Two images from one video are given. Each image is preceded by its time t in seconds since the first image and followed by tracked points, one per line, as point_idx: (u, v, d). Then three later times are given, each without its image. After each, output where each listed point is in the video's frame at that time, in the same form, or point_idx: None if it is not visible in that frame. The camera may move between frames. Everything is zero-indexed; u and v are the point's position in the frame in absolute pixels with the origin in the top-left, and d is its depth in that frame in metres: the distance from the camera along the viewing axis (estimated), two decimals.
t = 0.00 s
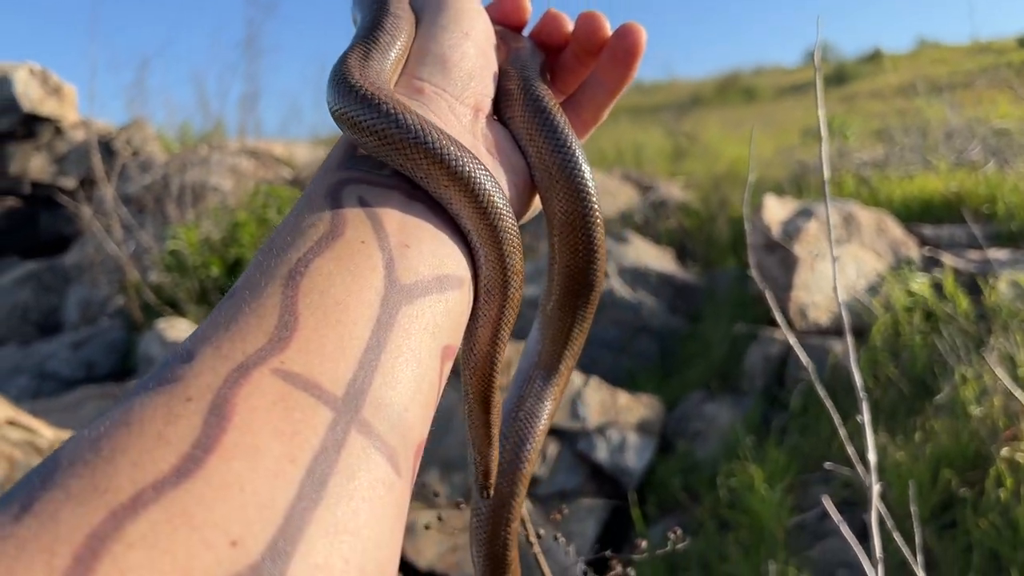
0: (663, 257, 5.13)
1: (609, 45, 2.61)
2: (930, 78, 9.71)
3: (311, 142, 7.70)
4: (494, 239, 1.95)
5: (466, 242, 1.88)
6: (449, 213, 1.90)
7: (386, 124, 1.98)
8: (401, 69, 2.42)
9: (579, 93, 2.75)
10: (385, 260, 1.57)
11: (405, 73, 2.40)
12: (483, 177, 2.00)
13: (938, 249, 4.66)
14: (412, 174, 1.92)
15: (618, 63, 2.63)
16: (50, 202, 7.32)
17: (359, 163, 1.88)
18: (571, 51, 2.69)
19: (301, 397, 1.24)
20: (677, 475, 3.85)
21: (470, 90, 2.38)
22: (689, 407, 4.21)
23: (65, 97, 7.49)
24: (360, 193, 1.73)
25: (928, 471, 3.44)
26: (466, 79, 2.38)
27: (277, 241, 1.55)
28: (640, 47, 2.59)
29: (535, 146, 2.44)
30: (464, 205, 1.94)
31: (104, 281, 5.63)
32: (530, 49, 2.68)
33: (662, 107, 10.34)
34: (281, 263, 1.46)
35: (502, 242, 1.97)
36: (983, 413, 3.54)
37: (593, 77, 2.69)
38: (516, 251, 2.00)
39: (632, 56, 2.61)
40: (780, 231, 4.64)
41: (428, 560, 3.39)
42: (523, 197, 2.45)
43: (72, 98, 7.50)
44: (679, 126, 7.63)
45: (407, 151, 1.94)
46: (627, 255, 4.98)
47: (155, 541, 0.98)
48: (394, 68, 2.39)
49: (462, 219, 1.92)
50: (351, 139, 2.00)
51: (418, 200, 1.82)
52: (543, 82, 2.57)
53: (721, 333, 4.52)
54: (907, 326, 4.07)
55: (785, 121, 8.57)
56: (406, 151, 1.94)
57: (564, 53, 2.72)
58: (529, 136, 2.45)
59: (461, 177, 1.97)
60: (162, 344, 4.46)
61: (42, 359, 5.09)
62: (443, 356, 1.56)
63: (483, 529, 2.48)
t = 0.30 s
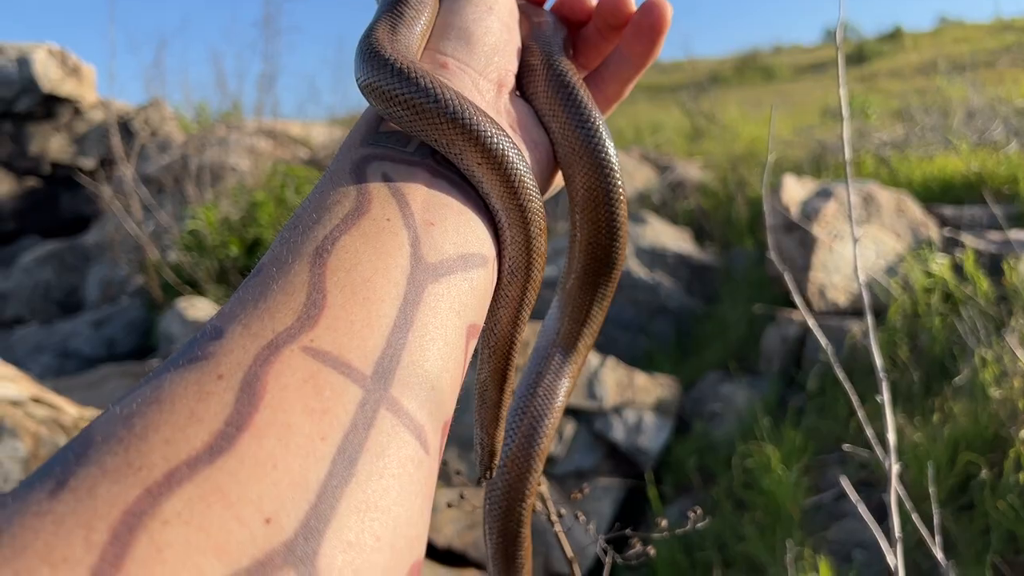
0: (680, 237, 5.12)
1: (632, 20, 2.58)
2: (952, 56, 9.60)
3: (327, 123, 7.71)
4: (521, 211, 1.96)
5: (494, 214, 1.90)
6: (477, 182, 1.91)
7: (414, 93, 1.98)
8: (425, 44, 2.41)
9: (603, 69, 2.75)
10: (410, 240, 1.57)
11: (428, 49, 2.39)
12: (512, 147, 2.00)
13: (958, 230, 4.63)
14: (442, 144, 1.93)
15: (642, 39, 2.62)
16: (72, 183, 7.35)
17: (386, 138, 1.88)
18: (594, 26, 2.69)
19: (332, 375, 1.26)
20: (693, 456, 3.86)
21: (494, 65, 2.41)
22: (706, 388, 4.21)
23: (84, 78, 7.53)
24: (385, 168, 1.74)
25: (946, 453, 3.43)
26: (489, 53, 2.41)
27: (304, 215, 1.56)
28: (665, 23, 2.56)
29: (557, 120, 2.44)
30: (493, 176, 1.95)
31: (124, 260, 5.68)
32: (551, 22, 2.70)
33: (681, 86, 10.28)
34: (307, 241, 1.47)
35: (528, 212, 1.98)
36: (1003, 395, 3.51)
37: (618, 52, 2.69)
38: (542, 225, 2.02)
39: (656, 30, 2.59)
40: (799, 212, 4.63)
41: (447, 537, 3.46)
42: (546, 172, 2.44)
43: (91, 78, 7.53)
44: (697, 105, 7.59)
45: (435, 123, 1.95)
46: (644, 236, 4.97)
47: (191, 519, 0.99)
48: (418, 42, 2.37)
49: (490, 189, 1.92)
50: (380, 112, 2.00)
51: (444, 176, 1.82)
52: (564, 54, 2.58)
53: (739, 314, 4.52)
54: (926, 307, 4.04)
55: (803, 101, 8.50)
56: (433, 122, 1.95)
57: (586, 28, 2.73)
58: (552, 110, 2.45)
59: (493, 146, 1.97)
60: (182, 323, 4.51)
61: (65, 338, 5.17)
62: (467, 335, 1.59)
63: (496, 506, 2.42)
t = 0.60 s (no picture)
0: (698, 218, 5.07)
1: (636, 9, 2.42)
2: (976, 35, 9.48)
3: (345, 103, 7.73)
4: (527, 204, 1.92)
5: (500, 204, 1.84)
6: (487, 174, 1.85)
7: (426, 82, 1.92)
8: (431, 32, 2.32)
9: (607, 58, 2.58)
10: (415, 229, 1.50)
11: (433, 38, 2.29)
12: (521, 138, 1.97)
13: (979, 213, 4.58)
14: (450, 134, 1.87)
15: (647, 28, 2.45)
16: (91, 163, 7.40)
17: (391, 127, 1.82)
18: (598, 15, 2.52)
19: (335, 365, 1.19)
20: (709, 438, 3.87)
21: (499, 54, 2.28)
22: (723, 370, 4.21)
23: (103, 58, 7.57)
24: (389, 158, 1.68)
25: (964, 437, 3.42)
26: (494, 42, 2.28)
27: (309, 205, 1.51)
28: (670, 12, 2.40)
29: (562, 113, 2.30)
30: (501, 168, 1.90)
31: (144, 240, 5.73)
32: (554, 11, 2.52)
33: (700, 66, 10.22)
34: (311, 230, 1.41)
35: (533, 205, 1.95)
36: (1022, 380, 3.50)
37: (622, 42, 2.52)
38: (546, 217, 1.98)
39: (660, 18, 2.43)
40: (817, 194, 4.60)
41: (464, 516, 3.53)
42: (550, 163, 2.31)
43: (110, 59, 7.56)
44: (716, 85, 7.54)
45: (444, 111, 1.90)
46: (661, 217, 4.93)
47: (199, 505, 0.97)
48: (424, 32, 2.28)
49: (497, 180, 1.87)
50: (388, 99, 1.94)
51: (449, 166, 1.74)
52: (568, 42, 2.43)
53: (756, 296, 4.50)
54: (945, 291, 4.01)
55: (823, 81, 8.44)
56: (442, 111, 1.89)
57: (589, 17, 2.56)
58: (556, 98, 2.30)
59: (500, 138, 1.93)
60: (201, 303, 4.55)
61: (86, 317, 5.25)
62: (471, 324, 1.51)
63: (497, 489, 2.31)
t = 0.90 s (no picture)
0: (721, 197, 5.00)
1: None
2: (1006, 9, 9.31)
3: (366, 81, 7.72)
4: (533, 189, 1.81)
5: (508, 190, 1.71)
6: (496, 160, 1.71)
7: (437, 65, 1.79)
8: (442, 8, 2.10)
9: (618, 41, 2.36)
10: (420, 214, 1.37)
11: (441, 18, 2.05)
12: (530, 123, 1.84)
13: (1009, 190, 4.51)
14: (459, 117, 1.75)
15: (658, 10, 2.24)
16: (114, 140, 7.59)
17: (399, 108, 1.68)
18: None
19: (341, 350, 1.10)
20: (730, 416, 3.85)
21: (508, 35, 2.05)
22: (745, 349, 4.18)
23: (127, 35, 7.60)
24: (396, 139, 1.55)
25: (990, 417, 3.38)
26: (505, 22, 2.04)
27: (313, 188, 1.39)
28: None
29: (571, 97, 2.15)
30: (510, 153, 1.76)
31: (168, 217, 5.77)
32: None
33: (724, 43, 10.11)
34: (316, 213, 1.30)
35: (540, 190, 1.83)
36: None
37: (632, 25, 2.30)
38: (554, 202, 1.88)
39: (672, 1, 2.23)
40: (843, 172, 4.55)
41: (484, 493, 3.58)
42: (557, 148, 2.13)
43: (134, 36, 7.57)
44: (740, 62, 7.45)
45: (454, 94, 1.78)
46: (684, 196, 4.89)
47: (206, 488, 0.89)
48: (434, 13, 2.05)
49: (506, 166, 1.73)
50: (397, 81, 1.80)
51: (458, 151, 1.61)
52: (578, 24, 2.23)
53: (780, 275, 4.46)
54: (972, 270, 3.96)
55: (849, 56, 8.32)
56: (451, 95, 1.76)
57: None
58: (563, 77, 2.13)
59: (509, 122, 1.80)
60: (225, 279, 4.57)
61: (111, 294, 5.29)
62: (475, 308, 1.38)
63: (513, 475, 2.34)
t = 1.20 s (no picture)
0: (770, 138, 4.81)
1: None
2: None
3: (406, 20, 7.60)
4: (505, 175, 1.66)
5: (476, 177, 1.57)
6: (465, 142, 1.55)
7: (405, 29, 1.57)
8: None
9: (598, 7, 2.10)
10: (377, 196, 1.29)
11: None
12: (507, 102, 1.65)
13: None
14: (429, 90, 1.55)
15: None
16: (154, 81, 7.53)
17: (365, 72, 1.50)
18: None
19: (278, 355, 1.04)
20: (775, 357, 3.79)
21: None
22: (791, 290, 4.07)
23: None
24: (359, 110, 1.41)
25: None
26: None
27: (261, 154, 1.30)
28: None
29: (545, 69, 1.91)
30: (484, 136, 1.60)
31: (209, 158, 5.78)
32: None
33: None
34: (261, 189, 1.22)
35: (512, 176, 1.68)
36: None
37: None
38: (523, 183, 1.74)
39: None
40: (896, 109, 4.40)
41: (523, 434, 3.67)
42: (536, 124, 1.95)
43: None
44: None
45: (422, 61, 1.57)
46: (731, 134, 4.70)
47: (121, 493, 0.87)
48: None
49: (477, 149, 1.58)
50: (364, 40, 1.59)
51: (425, 129, 1.47)
52: None
53: (827, 216, 4.36)
54: None
55: None
56: (419, 64, 1.56)
57: None
58: (539, 48, 1.89)
59: (483, 101, 1.61)
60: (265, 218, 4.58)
61: (153, 234, 5.34)
62: (429, 302, 1.29)
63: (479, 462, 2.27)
